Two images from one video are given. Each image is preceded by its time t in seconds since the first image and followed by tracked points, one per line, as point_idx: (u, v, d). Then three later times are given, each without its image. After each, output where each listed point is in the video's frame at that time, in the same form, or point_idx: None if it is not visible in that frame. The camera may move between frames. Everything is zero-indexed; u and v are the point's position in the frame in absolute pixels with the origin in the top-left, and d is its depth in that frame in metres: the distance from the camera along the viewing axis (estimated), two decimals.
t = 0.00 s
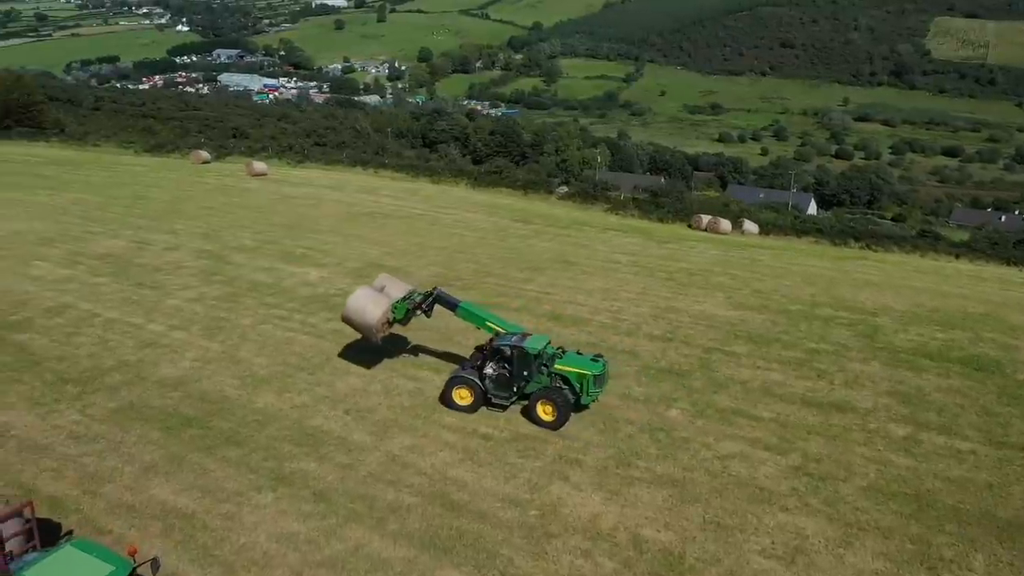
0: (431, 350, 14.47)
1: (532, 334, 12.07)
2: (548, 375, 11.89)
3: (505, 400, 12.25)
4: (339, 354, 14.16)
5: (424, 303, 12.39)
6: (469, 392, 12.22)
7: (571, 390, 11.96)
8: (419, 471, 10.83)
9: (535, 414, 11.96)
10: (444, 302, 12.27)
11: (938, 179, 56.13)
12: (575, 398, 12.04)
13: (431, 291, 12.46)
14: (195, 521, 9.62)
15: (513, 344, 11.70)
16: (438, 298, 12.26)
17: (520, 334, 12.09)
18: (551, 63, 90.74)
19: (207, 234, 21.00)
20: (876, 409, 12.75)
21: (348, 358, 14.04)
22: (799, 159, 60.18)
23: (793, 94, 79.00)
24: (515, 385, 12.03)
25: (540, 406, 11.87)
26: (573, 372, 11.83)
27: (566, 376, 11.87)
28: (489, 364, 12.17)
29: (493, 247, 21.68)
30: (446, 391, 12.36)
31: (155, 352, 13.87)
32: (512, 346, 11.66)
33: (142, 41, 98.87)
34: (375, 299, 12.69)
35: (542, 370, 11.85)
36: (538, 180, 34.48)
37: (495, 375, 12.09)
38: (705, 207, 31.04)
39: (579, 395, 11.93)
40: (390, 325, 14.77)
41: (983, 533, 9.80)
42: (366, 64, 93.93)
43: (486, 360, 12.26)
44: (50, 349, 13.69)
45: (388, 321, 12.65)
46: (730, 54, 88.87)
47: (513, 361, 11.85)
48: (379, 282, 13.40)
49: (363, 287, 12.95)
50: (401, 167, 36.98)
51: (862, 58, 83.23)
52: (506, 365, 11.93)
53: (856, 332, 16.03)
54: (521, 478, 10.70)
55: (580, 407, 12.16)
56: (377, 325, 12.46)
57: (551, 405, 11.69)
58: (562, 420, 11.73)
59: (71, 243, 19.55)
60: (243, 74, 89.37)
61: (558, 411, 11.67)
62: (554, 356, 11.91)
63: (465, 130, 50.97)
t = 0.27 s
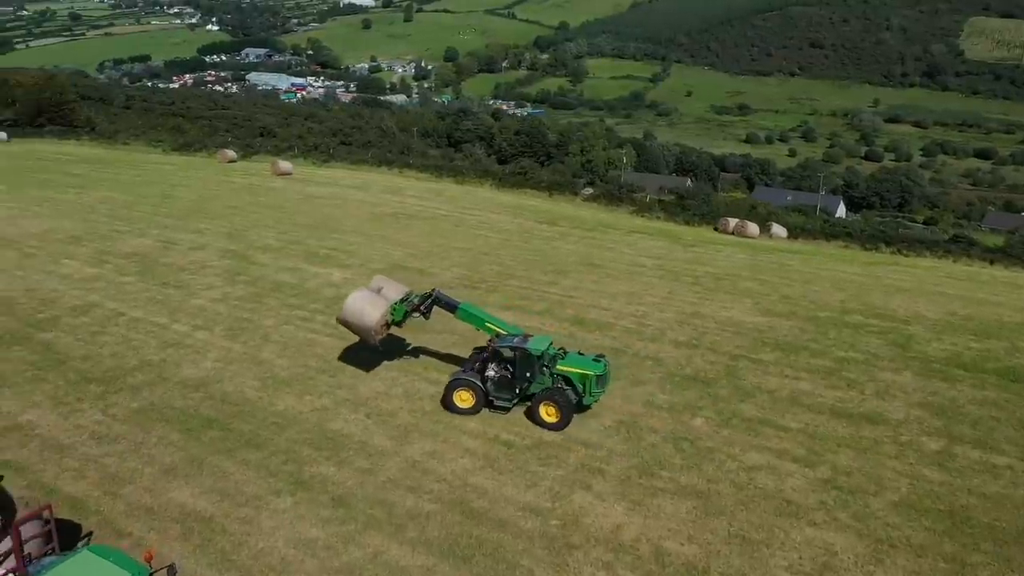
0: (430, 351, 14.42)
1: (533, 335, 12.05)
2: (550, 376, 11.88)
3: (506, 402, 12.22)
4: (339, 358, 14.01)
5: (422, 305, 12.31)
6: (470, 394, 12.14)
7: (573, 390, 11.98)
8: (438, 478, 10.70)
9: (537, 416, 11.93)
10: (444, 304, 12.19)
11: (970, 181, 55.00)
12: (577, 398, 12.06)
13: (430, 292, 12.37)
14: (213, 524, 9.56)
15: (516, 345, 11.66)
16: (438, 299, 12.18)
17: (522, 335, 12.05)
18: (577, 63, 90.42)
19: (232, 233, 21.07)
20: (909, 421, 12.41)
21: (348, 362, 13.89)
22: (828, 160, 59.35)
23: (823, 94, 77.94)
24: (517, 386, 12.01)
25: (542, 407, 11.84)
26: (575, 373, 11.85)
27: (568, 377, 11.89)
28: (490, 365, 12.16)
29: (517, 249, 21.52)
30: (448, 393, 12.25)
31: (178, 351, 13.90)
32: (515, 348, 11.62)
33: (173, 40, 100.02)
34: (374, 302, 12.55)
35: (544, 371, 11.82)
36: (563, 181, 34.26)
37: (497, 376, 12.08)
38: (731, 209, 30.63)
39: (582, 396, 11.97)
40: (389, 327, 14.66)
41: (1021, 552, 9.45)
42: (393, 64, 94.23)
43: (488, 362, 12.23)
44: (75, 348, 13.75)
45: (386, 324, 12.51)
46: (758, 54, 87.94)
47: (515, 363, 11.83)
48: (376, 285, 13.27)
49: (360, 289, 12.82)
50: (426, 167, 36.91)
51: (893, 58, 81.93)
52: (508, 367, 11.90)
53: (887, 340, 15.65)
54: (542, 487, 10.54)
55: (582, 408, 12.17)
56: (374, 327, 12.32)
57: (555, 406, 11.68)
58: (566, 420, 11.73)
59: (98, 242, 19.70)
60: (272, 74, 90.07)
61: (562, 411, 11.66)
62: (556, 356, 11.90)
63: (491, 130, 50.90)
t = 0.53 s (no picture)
0: (431, 352, 14.35)
1: (535, 336, 11.97)
2: (552, 378, 11.80)
3: (507, 404, 12.13)
4: (338, 362, 13.86)
5: (421, 307, 12.21)
6: (471, 398, 12.04)
7: (575, 391, 11.95)
8: (457, 484, 10.58)
9: (539, 418, 11.88)
10: (443, 305, 12.07)
11: (1003, 184, 53.93)
12: (580, 399, 12.01)
13: (428, 294, 12.27)
14: (231, 528, 9.51)
15: (518, 347, 11.60)
16: (437, 301, 12.06)
17: (523, 338, 11.97)
18: (602, 63, 90.06)
19: (255, 233, 21.12)
20: (939, 432, 12.09)
21: (348, 365, 13.74)
22: (856, 162, 58.53)
23: (851, 95, 76.90)
24: (519, 389, 11.95)
25: (545, 409, 11.77)
26: (578, 374, 11.79)
27: (570, 378, 11.83)
28: (491, 367, 12.09)
29: (539, 251, 21.36)
30: (448, 396, 12.14)
31: (199, 352, 13.92)
32: (518, 349, 11.54)
33: (201, 39, 100.97)
34: (372, 304, 12.40)
35: (547, 373, 11.75)
36: (586, 182, 34.01)
37: (499, 379, 12.00)
38: (757, 212, 30.23)
39: (584, 396, 11.93)
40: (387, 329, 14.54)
41: None
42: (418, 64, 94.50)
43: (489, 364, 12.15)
44: (98, 347, 13.82)
45: (384, 326, 12.38)
46: (786, 54, 86.95)
47: (518, 366, 11.74)
48: (371, 286, 13.11)
49: (357, 292, 12.65)
50: (449, 167, 36.84)
51: (924, 58, 80.63)
52: (510, 369, 11.84)
53: (917, 348, 15.30)
54: (562, 495, 10.37)
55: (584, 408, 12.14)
56: (373, 330, 12.19)
57: (558, 408, 11.64)
58: (568, 422, 11.71)
59: (123, 240, 19.83)
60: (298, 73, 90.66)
61: (565, 412, 11.64)
62: (558, 358, 11.83)
63: (515, 130, 50.85)
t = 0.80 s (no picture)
0: (431, 355, 14.24)
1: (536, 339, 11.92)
2: (553, 379, 11.75)
3: (509, 407, 12.05)
4: (337, 367, 13.68)
5: (420, 309, 12.03)
6: (472, 401, 11.93)
7: (576, 392, 11.91)
8: (475, 490, 10.47)
9: (542, 419, 11.82)
10: (442, 308, 11.93)
11: None
12: (580, 400, 11.96)
13: (426, 296, 12.11)
14: (247, 531, 9.47)
15: (521, 349, 11.54)
16: (436, 304, 11.88)
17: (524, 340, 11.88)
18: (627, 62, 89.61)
19: (277, 233, 21.18)
20: (969, 445, 11.80)
21: (347, 370, 13.56)
22: (883, 164, 57.69)
23: (879, 96, 75.81)
24: (520, 392, 11.88)
25: (547, 410, 11.70)
26: (580, 375, 11.74)
27: (571, 380, 11.77)
28: (493, 370, 12.02)
29: (561, 253, 21.20)
30: (448, 400, 12.02)
31: (220, 352, 13.94)
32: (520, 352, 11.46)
33: (229, 38, 101.90)
34: (371, 308, 12.11)
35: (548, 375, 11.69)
36: (609, 182, 33.76)
37: (500, 382, 11.93)
38: (782, 214, 29.84)
39: (585, 398, 11.88)
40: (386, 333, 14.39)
41: None
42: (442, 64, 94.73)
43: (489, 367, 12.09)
44: (120, 346, 13.89)
45: (382, 331, 12.13)
46: (813, 54, 85.93)
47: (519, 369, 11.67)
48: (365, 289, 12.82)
49: (353, 295, 12.34)
50: (471, 167, 36.77)
51: (954, 58, 79.30)
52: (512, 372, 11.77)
53: (946, 357, 14.97)
54: (581, 504, 10.22)
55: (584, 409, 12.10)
56: (373, 334, 11.92)
57: (561, 410, 11.61)
58: (571, 423, 11.69)
59: (148, 239, 19.96)
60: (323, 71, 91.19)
61: (568, 414, 11.61)
62: (559, 360, 11.78)
63: (539, 130, 50.82)
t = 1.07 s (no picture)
0: (431, 357, 14.17)
1: (535, 341, 11.93)
2: (553, 381, 11.79)
3: (509, 409, 12.01)
4: (336, 371, 13.48)
5: (417, 311, 11.91)
6: (472, 404, 11.83)
7: (576, 394, 11.99)
8: (493, 496, 10.34)
9: (541, 421, 11.78)
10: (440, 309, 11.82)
11: None
12: (580, 401, 12.03)
13: (424, 297, 11.99)
14: (264, 534, 9.38)
15: (523, 351, 11.53)
16: (434, 306, 11.77)
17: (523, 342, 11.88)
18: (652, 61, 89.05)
19: (300, 232, 21.21)
20: (1001, 458, 11.47)
21: (347, 374, 13.38)
22: (913, 165, 56.73)
23: (909, 96, 74.61)
24: (521, 394, 11.86)
25: (548, 412, 11.69)
26: (579, 376, 11.80)
27: (572, 380, 11.83)
28: (492, 372, 11.98)
29: (583, 255, 21.01)
30: (448, 403, 11.88)
31: (240, 352, 13.94)
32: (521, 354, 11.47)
33: (256, 37, 102.71)
34: (368, 310, 11.91)
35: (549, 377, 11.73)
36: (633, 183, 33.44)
37: (500, 384, 11.91)
38: (809, 217, 29.38)
39: (585, 398, 11.96)
40: (384, 335, 14.25)
41: None
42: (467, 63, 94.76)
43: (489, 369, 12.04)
44: (142, 345, 13.93)
45: (379, 333, 11.94)
46: (841, 54, 84.78)
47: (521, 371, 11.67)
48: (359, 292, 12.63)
49: (349, 296, 12.14)
50: (494, 166, 36.62)
51: (987, 58, 77.85)
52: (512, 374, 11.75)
53: (977, 366, 14.61)
54: (600, 512, 10.05)
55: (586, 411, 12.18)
56: (371, 336, 11.73)
57: (562, 411, 11.60)
58: (571, 425, 11.65)
59: (171, 238, 20.06)
60: (349, 70, 91.59)
61: (568, 415, 11.59)
62: (559, 361, 11.83)
63: (563, 129, 50.71)
